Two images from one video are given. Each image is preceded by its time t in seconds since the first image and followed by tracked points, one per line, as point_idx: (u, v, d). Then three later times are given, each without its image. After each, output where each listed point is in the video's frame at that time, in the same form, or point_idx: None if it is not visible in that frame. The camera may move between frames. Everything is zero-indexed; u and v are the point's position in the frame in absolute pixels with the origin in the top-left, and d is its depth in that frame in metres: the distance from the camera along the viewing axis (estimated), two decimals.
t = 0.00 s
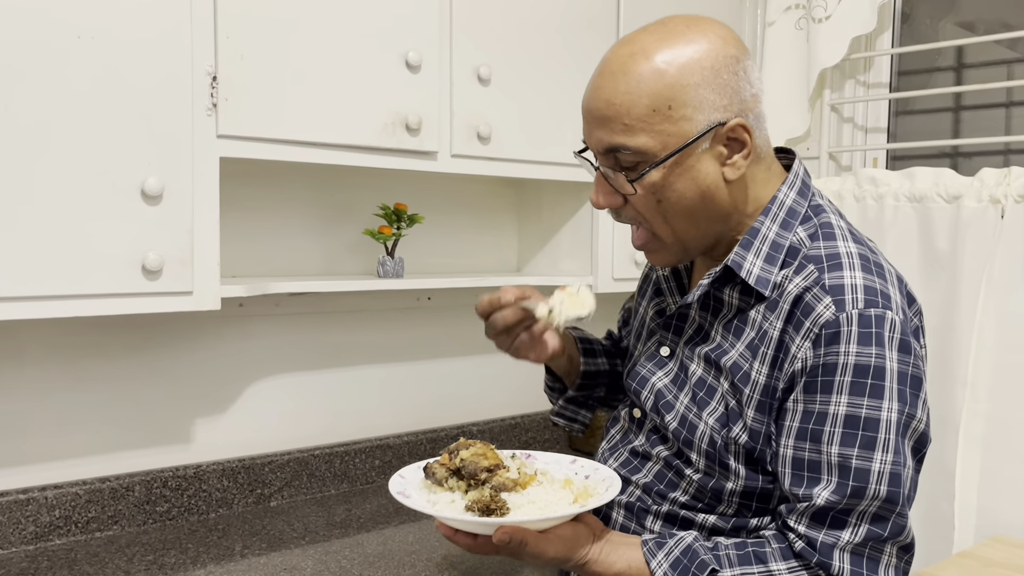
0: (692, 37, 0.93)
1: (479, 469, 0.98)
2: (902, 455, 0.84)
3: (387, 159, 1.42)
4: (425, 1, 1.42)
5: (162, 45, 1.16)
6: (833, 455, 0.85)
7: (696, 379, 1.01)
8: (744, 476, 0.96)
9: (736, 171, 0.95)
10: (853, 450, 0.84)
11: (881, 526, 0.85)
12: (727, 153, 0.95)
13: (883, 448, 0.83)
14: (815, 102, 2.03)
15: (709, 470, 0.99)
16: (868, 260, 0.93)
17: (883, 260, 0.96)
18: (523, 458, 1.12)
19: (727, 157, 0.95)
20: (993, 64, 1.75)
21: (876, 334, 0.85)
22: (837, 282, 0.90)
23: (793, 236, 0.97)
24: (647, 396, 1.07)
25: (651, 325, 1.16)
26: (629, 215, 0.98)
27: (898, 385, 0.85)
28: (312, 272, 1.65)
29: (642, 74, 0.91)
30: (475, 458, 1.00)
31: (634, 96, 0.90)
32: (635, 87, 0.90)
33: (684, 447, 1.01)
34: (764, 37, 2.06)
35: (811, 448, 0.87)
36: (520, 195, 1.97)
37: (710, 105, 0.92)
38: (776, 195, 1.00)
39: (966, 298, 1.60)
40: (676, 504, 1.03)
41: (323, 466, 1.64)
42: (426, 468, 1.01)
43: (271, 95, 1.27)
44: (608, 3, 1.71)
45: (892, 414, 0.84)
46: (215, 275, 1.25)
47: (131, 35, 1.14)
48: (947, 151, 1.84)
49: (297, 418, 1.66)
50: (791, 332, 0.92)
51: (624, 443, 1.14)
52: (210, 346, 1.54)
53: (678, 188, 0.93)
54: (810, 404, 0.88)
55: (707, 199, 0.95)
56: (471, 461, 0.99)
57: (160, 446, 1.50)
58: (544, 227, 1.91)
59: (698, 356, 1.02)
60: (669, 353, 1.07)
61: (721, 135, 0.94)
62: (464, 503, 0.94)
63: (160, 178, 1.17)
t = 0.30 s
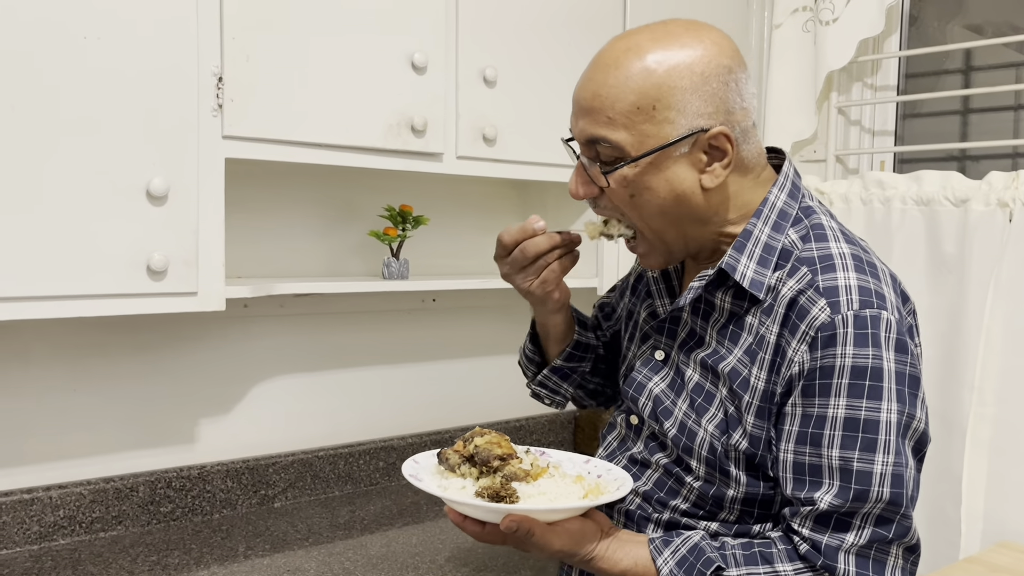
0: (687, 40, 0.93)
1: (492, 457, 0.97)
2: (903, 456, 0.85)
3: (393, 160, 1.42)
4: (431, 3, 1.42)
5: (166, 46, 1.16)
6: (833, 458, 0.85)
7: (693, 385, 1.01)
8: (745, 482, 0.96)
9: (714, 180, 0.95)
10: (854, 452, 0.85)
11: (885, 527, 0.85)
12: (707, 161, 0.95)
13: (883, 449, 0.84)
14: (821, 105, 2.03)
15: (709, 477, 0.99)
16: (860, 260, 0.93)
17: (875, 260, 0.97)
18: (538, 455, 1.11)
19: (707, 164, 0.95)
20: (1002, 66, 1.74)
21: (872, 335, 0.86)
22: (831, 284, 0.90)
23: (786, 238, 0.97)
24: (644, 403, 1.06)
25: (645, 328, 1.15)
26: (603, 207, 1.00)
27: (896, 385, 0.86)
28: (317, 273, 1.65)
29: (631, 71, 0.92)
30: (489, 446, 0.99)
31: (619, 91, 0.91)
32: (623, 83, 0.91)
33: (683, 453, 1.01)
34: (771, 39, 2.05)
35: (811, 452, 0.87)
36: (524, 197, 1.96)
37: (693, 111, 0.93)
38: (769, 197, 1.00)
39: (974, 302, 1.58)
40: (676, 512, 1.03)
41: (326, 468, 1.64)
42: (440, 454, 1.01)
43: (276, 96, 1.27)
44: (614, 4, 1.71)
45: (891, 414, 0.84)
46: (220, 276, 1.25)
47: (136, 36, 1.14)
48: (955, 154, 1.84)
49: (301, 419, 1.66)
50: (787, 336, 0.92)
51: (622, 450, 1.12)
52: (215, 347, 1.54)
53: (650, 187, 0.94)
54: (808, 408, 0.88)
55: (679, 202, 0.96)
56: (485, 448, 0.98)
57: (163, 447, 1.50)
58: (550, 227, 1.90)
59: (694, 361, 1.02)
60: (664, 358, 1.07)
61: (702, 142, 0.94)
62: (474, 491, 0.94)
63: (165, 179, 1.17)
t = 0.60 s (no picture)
0: (678, 47, 0.93)
1: (509, 456, 0.99)
2: (920, 458, 0.84)
3: (399, 162, 1.42)
4: (437, 4, 1.42)
5: (173, 47, 1.17)
6: (850, 461, 0.85)
7: (703, 388, 1.01)
8: (759, 484, 0.96)
9: (717, 184, 0.95)
10: (871, 454, 0.84)
11: (903, 529, 0.85)
12: (707, 165, 0.95)
13: (901, 451, 0.83)
14: (828, 107, 2.02)
15: (721, 480, 0.99)
16: (874, 262, 0.94)
17: (888, 263, 0.97)
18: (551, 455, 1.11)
19: (708, 169, 0.95)
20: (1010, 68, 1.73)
21: (889, 337, 0.86)
22: (847, 286, 0.90)
23: (797, 240, 0.98)
24: (653, 405, 1.06)
25: (650, 328, 1.14)
26: (607, 223, 0.99)
27: (913, 386, 0.85)
28: (323, 274, 1.65)
29: (624, 83, 0.91)
30: (505, 446, 1.00)
31: (613, 104, 0.91)
32: (615, 96, 0.91)
33: (694, 456, 1.00)
34: (778, 41, 2.04)
35: (827, 454, 0.87)
36: (530, 199, 1.96)
37: (688, 117, 0.92)
38: (780, 199, 1.01)
39: (981, 306, 1.57)
40: (686, 515, 1.02)
41: (331, 469, 1.64)
42: (456, 452, 1.02)
43: (282, 97, 1.27)
44: (621, 6, 1.71)
45: (909, 416, 0.84)
46: (226, 277, 1.25)
47: (143, 37, 1.14)
48: (963, 157, 1.83)
49: (306, 420, 1.66)
50: (802, 338, 0.92)
51: (626, 453, 1.12)
52: (220, 348, 1.54)
53: (654, 197, 0.94)
54: (824, 410, 0.88)
55: (684, 210, 0.95)
56: (502, 449, 1.00)
57: (169, 448, 1.50)
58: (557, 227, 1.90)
59: (704, 364, 1.02)
60: (672, 359, 1.07)
61: (701, 147, 0.94)
62: (490, 490, 0.95)
63: (172, 180, 1.18)
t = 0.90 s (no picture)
0: (670, 56, 0.93)
1: (524, 467, 0.98)
2: (938, 460, 0.84)
3: (403, 164, 1.42)
4: (442, 6, 1.42)
5: (177, 50, 1.16)
6: (869, 465, 0.85)
7: (714, 392, 1.01)
8: (772, 488, 0.96)
9: (729, 184, 0.95)
10: (891, 458, 0.84)
11: (922, 531, 0.85)
12: (717, 167, 0.95)
13: (921, 454, 0.83)
14: (833, 110, 2.02)
15: (733, 484, 0.99)
16: (886, 265, 0.94)
17: (898, 265, 0.97)
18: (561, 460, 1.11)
19: (717, 171, 0.95)
20: (1015, 71, 1.72)
21: (905, 340, 0.86)
22: (861, 289, 0.90)
23: (807, 244, 0.98)
24: (662, 409, 1.06)
25: (660, 334, 1.16)
26: (622, 240, 0.98)
27: (929, 389, 0.85)
28: (327, 277, 1.65)
29: (622, 98, 0.91)
30: (520, 455, 1.00)
31: (615, 121, 0.90)
32: (616, 112, 0.90)
33: (705, 460, 1.00)
34: (782, 44, 2.04)
35: (846, 458, 0.87)
36: (534, 200, 1.96)
37: (691, 123, 0.92)
38: (788, 203, 1.01)
39: (987, 309, 1.57)
40: (698, 520, 1.02)
41: (335, 472, 1.63)
42: (468, 463, 1.02)
43: (287, 99, 1.27)
44: (626, 8, 1.71)
45: (927, 419, 0.84)
46: (230, 279, 1.25)
47: (147, 39, 1.14)
48: (967, 160, 1.82)
49: (309, 423, 1.65)
50: (817, 342, 0.91)
51: (635, 457, 1.12)
52: (223, 350, 1.54)
53: (669, 207, 0.93)
54: (841, 415, 0.88)
55: (700, 214, 0.95)
56: (517, 459, 0.99)
57: (172, 450, 1.49)
58: (559, 233, 1.89)
59: (714, 367, 1.02)
60: (681, 363, 1.07)
61: (707, 149, 0.93)
62: (506, 501, 0.95)
63: (176, 182, 1.17)
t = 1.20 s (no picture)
0: (663, 63, 0.93)
1: (510, 486, 0.96)
2: (929, 457, 0.84)
3: (403, 164, 1.41)
4: (442, 6, 1.41)
5: (177, 50, 1.16)
6: (860, 463, 0.84)
7: (709, 390, 1.01)
8: (766, 486, 0.95)
9: (738, 178, 0.95)
10: (881, 456, 0.83)
11: (913, 529, 0.84)
12: (724, 164, 0.95)
13: (911, 452, 0.83)
14: (835, 111, 2.02)
15: (728, 482, 0.99)
16: (879, 263, 0.93)
17: (892, 263, 0.97)
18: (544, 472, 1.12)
19: (725, 167, 0.95)
20: (1018, 73, 1.72)
21: (896, 338, 0.85)
22: (852, 287, 0.89)
23: (801, 242, 0.97)
24: (659, 408, 1.06)
25: (659, 336, 1.16)
26: (640, 250, 0.97)
27: (920, 386, 0.85)
28: (327, 277, 1.65)
29: (623, 109, 0.90)
30: (505, 474, 0.98)
31: (620, 133, 0.89)
32: (619, 124, 0.89)
33: (700, 458, 1.01)
34: (784, 45, 2.03)
35: (836, 456, 0.86)
36: (535, 201, 1.95)
37: (696, 124, 0.92)
38: (781, 202, 1.00)
39: (989, 311, 1.56)
40: (694, 518, 1.02)
41: (334, 473, 1.63)
42: (451, 484, 0.99)
43: (287, 99, 1.26)
44: (627, 9, 1.70)
45: (917, 417, 0.83)
46: (230, 279, 1.24)
47: (147, 38, 1.13)
48: (969, 161, 1.82)
49: (309, 424, 1.65)
50: (809, 340, 0.91)
51: (634, 456, 1.12)
52: (223, 351, 1.53)
53: (684, 210, 0.93)
54: (832, 412, 0.87)
55: (715, 212, 0.95)
56: (501, 477, 0.97)
57: (172, 451, 1.49)
58: (560, 235, 1.89)
59: (710, 366, 1.02)
60: (678, 363, 1.07)
61: (712, 148, 0.93)
62: (493, 521, 0.93)
63: (176, 181, 1.17)
